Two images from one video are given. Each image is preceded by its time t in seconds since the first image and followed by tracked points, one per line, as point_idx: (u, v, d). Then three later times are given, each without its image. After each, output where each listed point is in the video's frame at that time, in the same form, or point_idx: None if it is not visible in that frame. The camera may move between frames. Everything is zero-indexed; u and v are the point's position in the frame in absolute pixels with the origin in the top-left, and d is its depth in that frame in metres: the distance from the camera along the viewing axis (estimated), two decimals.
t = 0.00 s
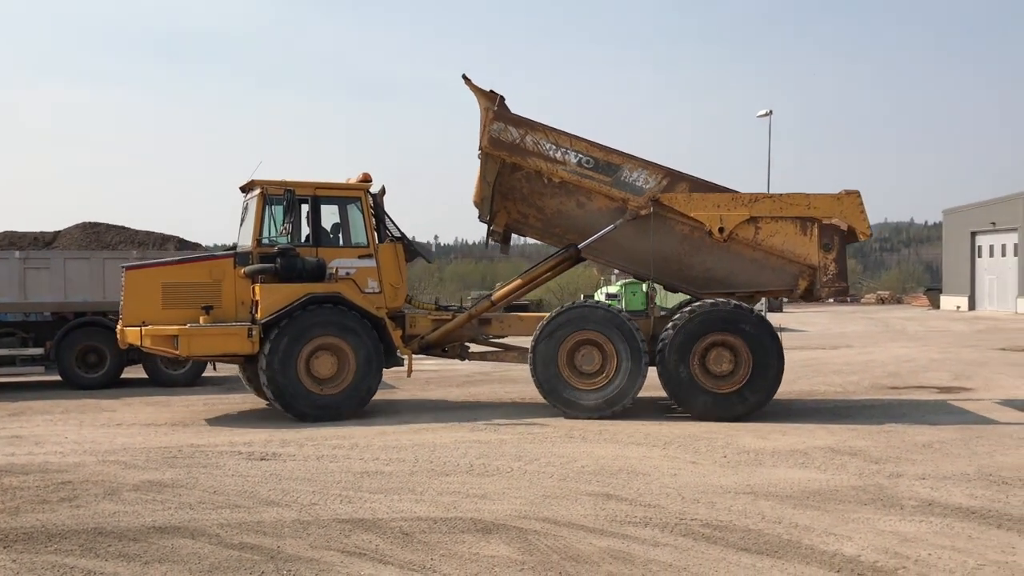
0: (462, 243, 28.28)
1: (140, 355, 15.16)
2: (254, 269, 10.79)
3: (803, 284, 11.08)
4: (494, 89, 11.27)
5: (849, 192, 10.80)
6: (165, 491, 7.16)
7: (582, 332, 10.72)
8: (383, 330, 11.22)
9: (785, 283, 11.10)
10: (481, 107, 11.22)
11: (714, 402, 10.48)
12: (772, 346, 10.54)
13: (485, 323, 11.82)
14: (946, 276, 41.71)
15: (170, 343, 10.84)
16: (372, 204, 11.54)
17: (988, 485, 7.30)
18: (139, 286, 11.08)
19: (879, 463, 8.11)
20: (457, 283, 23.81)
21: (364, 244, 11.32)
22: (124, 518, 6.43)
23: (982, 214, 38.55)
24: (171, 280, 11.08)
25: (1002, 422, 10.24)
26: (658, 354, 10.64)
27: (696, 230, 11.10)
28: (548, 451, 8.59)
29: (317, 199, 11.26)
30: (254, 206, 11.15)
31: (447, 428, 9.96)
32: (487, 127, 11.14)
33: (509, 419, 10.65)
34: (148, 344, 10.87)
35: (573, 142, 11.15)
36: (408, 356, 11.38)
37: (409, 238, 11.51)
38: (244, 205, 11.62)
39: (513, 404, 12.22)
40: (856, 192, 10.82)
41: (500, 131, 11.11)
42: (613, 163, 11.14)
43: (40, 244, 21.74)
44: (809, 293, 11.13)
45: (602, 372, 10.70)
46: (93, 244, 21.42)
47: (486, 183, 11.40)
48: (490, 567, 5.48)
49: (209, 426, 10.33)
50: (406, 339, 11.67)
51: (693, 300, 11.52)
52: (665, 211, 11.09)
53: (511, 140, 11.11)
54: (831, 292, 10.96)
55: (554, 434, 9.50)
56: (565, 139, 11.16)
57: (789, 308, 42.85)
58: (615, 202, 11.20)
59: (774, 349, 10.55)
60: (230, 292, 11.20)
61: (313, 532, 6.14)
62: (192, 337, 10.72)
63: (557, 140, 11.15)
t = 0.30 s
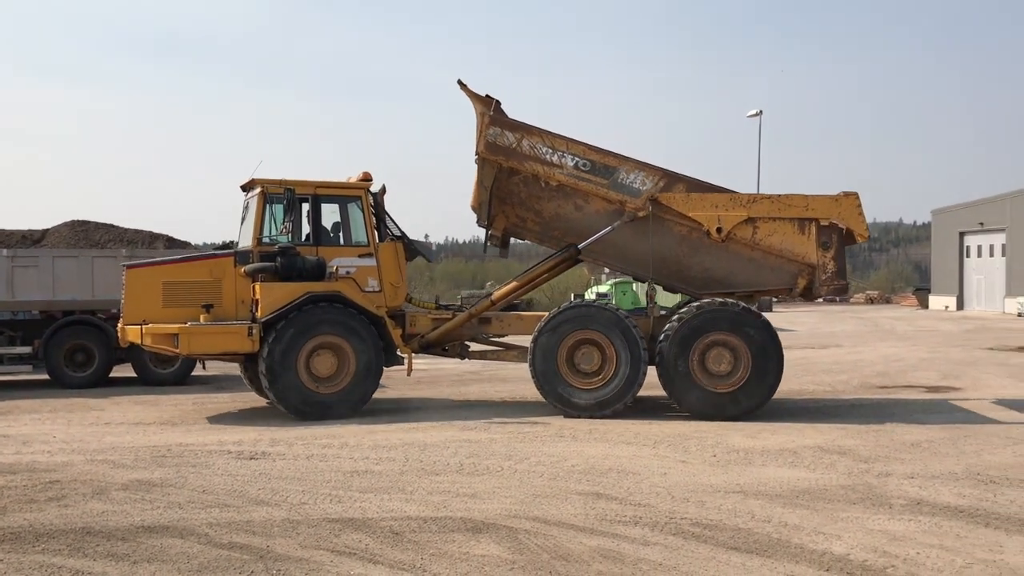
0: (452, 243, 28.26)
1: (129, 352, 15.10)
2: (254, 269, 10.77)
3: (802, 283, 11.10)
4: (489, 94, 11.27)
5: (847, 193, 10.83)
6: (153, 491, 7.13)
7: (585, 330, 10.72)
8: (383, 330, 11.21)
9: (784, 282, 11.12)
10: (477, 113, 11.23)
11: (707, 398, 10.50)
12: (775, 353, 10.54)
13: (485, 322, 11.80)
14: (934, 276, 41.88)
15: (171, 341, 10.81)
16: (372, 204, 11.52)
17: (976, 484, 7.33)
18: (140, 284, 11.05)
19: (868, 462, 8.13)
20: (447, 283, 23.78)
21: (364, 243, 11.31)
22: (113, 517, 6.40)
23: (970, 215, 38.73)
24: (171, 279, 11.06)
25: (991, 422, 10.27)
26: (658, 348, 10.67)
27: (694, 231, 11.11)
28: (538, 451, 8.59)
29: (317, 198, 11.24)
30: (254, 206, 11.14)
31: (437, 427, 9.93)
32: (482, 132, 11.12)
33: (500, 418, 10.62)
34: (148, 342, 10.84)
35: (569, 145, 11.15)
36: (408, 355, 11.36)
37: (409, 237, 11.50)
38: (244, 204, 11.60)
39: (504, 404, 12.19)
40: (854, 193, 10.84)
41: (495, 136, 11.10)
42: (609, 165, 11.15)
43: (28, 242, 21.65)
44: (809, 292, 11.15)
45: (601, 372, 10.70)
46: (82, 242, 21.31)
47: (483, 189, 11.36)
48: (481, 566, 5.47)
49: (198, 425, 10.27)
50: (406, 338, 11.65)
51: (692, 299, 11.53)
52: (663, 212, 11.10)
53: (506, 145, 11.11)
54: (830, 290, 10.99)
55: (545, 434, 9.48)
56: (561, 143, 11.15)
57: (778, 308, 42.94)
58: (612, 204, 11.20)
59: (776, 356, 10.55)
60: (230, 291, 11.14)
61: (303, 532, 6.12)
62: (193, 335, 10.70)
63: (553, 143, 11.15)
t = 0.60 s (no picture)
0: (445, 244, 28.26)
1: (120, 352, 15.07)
2: (257, 269, 10.79)
3: (804, 282, 11.11)
4: (487, 101, 11.29)
5: (847, 196, 10.88)
6: (145, 491, 7.11)
7: (590, 330, 10.73)
8: (385, 329, 11.16)
9: (786, 281, 11.11)
10: (475, 120, 11.27)
11: (701, 396, 10.52)
12: (777, 359, 10.57)
13: (487, 322, 11.81)
14: (926, 276, 42.00)
15: (174, 341, 10.78)
16: (374, 203, 11.54)
17: (968, 484, 7.35)
18: (145, 284, 11.10)
19: (860, 462, 8.15)
20: (440, 283, 23.78)
21: (367, 243, 11.33)
22: (104, 518, 6.38)
23: (961, 215, 38.86)
24: (174, 279, 11.08)
25: (982, 421, 10.31)
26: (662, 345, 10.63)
27: (695, 232, 11.12)
28: (531, 451, 8.59)
29: (320, 198, 11.26)
30: (257, 206, 11.16)
31: (430, 427, 9.92)
32: (481, 138, 11.18)
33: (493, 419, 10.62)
34: (151, 342, 10.80)
35: (568, 150, 11.15)
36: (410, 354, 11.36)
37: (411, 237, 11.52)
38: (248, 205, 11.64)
39: (498, 404, 12.19)
40: (855, 196, 10.90)
41: (494, 142, 11.15)
42: (609, 169, 11.15)
43: (19, 242, 21.59)
44: (811, 291, 11.15)
45: (601, 373, 10.70)
46: (73, 242, 21.23)
47: (482, 195, 11.39)
48: (473, 567, 5.47)
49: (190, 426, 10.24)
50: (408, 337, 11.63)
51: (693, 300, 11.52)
52: (664, 214, 11.09)
53: (505, 150, 11.14)
54: (832, 288, 11.00)
55: (538, 434, 9.48)
56: (560, 147, 11.16)
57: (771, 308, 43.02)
58: (612, 208, 11.21)
59: (778, 362, 10.58)
60: (233, 291, 11.17)
61: (295, 532, 6.11)
62: (195, 335, 10.66)
63: (552, 148, 11.16)
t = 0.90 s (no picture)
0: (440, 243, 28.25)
1: (112, 352, 15.02)
2: (261, 269, 10.78)
3: (807, 282, 11.13)
4: (486, 106, 11.32)
5: (849, 197, 10.91)
6: (138, 492, 7.10)
7: (597, 331, 10.72)
8: (390, 329, 11.16)
9: (790, 280, 11.13)
10: (474, 125, 11.29)
11: (699, 392, 10.52)
12: (782, 366, 10.55)
13: (491, 322, 11.80)
14: (919, 276, 42.09)
15: (178, 341, 10.80)
16: (379, 203, 11.58)
17: (961, 484, 7.37)
18: (150, 284, 11.17)
19: (854, 461, 8.17)
20: (435, 282, 23.81)
21: (371, 244, 11.32)
22: (97, 519, 6.37)
23: (954, 215, 38.96)
24: (179, 279, 11.13)
25: (976, 421, 10.34)
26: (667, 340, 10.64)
27: (697, 233, 11.12)
28: (526, 450, 8.59)
29: (325, 198, 11.27)
30: (262, 207, 11.17)
31: (424, 427, 9.93)
32: (482, 144, 11.16)
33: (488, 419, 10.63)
34: (156, 341, 10.84)
35: (568, 154, 11.14)
36: (414, 355, 11.35)
37: (416, 237, 11.52)
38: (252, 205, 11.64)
39: (493, 404, 12.20)
40: (857, 197, 10.93)
41: (494, 147, 11.13)
42: (609, 172, 11.14)
43: (12, 242, 21.55)
44: (814, 290, 11.17)
45: (603, 373, 10.70)
46: (66, 242, 21.18)
47: (484, 200, 11.41)
48: (467, 567, 5.46)
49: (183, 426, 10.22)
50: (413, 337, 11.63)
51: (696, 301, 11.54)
52: (666, 215, 11.08)
53: (505, 156, 11.12)
54: (835, 287, 11.02)
55: (533, 434, 9.49)
56: (560, 151, 11.16)
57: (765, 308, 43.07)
58: (613, 210, 11.21)
59: (782, 369, 10.55)
60: (237, 291, 11.19)
61: (289, 532, 6.10)
62: (200, 334, 10.68)
63: (552, 152, 11.15)
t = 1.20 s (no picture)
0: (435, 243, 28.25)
1: (106, 352, 14.99)
2: (266, 269, 10.84)
3: (812, 279, 11.16)
4: (485, 112, 11.26)
5: (852, 199, 10.89)
6: (132, 492, 7.09)
7: (606, 333, 10.73)
8: (395, 329, 11.17)
9: (794, 279, 11.17)
10: (474, 132, 11.24)
11: (699, 387, 10.52)
12: (785, 375, 10.55)
13: (496, 322, 11.77)
14: (914, 276, 42.19)
15: (184, 340, 10.84)
16: (384, 203, 11.57)
17: (955, 483, 7.39)
18: (157, 284, 11.18)
19: (848, 461, 8.19)
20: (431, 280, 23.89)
21: (377, 244, 11.34)
22: (91, 519, 6.36)
23: (948, 215, 39.04)
24: (184, 279, 11.12)
25: (970, 420, 10.38)
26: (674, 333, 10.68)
27: (699, 234, 11.13)
28: (521, 450, 8.60)
29: (330, 198, 11.30)
30: (267, 207, 11.21)
31: (419, 427, 9.93)
32: (482, 151, 11.12)
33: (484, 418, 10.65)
34: (162, 341, 10.88)
35: (568, 158, 11.10)
36: (418, 355, 11.34)
37: (420, 237, 11.54)
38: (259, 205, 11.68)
39: (489, 404, 12.21)
40: (861, 199, 10.91)
41: (495, 154, 11.09)
42: (610, 175, 11.10)
43: (5, 242, 21.50)
44: (819, 288, 11.21)
45: (606, 373, 10.71)
46: (60, 242, 21.12)
47: (486, 206, 11.46)
48: (462, 567, 5.46)
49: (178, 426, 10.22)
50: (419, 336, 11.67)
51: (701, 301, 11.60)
52: (668, 217, 11.07)
53: (507, 162, 11.09)
54: (839, 285, 11.05)
55: (528, 434, 9.50)
56: (560, 156, 11.11)
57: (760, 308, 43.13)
58: (615, 213, 11.18)
59: (785, 378, 10.55)
60: (243, 291, 11.16)
61: (284, 533, 6.10)
62: (206, 334, 10.74)
63: (553, 157, 11.11)
